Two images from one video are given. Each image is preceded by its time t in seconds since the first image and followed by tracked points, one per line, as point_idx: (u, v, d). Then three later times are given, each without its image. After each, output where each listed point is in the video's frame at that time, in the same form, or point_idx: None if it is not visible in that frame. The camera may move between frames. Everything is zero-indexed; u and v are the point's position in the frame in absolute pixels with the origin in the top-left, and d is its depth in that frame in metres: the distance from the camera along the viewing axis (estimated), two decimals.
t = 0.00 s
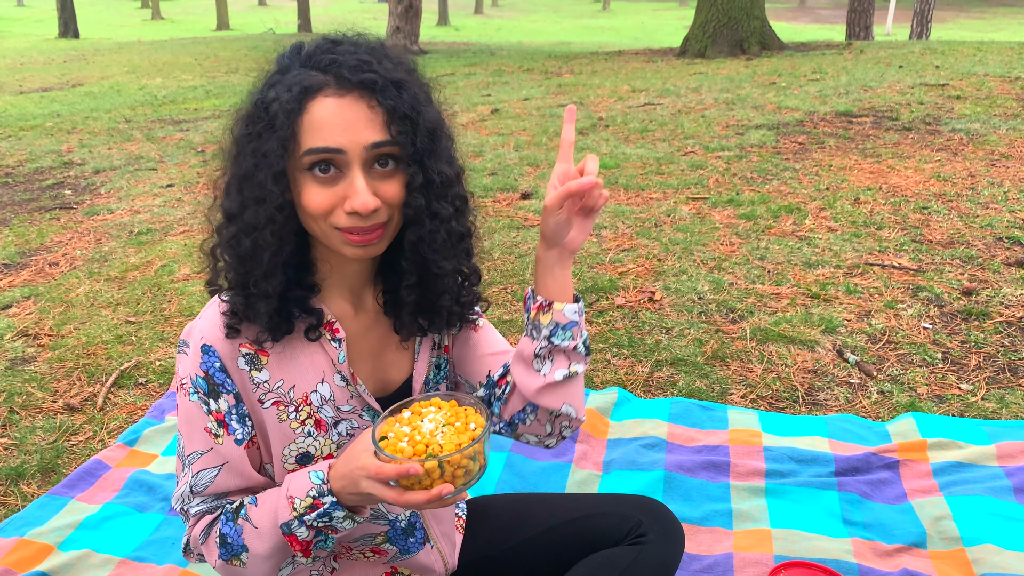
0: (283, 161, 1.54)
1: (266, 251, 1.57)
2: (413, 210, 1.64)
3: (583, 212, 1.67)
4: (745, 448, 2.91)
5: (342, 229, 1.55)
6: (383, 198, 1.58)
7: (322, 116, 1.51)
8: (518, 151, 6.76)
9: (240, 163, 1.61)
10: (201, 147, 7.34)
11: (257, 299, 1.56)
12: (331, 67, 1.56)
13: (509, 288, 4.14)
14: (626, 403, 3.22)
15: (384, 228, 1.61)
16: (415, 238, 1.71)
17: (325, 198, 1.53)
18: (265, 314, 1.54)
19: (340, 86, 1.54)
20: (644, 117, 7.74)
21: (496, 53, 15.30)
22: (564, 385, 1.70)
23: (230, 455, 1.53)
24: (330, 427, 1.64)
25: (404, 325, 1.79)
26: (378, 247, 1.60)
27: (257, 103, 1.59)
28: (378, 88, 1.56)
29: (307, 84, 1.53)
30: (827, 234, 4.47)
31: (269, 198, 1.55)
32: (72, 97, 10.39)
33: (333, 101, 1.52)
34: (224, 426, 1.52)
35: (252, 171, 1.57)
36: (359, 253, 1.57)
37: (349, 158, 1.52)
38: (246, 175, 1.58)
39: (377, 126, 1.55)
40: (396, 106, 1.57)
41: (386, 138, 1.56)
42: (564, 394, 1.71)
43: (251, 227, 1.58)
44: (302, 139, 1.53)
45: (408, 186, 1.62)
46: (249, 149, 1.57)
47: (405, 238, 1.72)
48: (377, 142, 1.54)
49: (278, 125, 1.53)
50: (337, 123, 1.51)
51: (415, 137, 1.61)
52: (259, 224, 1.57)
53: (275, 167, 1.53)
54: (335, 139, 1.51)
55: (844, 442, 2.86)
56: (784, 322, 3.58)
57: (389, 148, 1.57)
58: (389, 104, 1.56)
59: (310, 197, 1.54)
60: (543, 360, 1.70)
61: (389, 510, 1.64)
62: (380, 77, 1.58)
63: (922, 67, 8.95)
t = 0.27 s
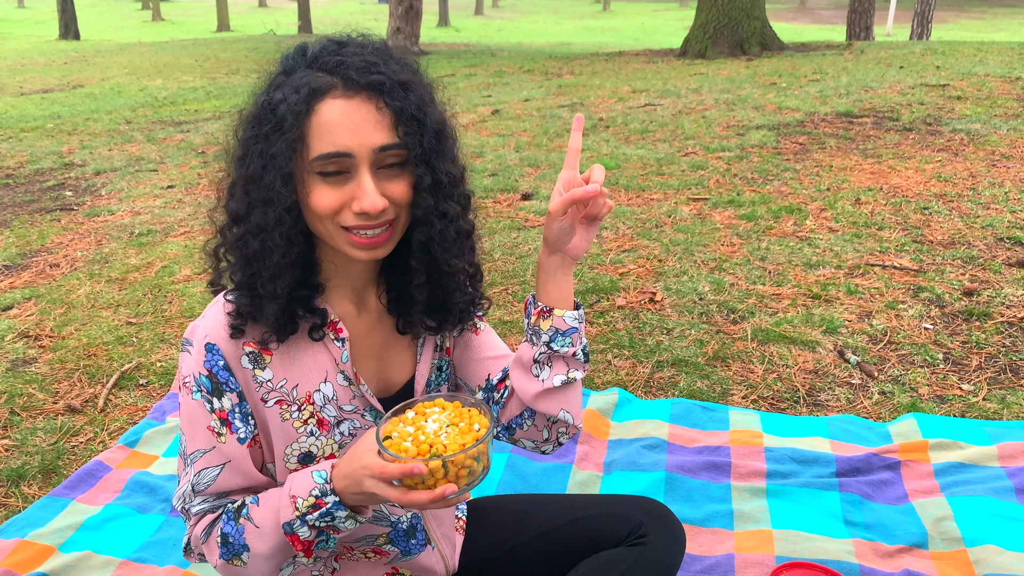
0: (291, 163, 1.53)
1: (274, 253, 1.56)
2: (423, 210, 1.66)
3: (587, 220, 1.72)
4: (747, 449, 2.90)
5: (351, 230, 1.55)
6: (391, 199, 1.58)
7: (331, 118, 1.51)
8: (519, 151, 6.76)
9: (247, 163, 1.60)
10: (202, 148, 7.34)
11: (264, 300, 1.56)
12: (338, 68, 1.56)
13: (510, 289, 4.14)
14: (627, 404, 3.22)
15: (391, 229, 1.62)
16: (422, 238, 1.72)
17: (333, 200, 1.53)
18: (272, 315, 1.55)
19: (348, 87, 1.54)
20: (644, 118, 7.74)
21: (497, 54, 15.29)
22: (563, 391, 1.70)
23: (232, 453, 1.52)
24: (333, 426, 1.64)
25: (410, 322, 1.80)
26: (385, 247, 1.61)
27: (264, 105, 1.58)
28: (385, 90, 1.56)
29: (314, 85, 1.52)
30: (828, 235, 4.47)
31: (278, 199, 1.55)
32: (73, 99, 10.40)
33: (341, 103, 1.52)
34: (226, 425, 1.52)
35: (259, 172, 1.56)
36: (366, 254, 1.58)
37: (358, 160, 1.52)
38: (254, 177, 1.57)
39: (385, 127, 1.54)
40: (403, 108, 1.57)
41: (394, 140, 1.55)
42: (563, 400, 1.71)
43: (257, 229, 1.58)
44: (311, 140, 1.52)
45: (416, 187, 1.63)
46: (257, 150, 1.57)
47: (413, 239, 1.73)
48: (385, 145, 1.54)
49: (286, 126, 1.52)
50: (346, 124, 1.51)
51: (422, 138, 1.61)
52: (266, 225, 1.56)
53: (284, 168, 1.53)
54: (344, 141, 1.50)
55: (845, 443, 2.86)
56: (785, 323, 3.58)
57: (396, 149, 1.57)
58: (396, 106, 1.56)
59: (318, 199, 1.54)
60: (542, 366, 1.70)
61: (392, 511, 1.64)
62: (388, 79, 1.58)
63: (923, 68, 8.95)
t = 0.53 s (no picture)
0: (295, 163, 1.53)
1: (278, 253, 1.57)
2: (424, 212, 1.66)
3: (590, 225, 1.72)
4: (748, 449, 2.90)
5: (353, 230, 1.55)
6: (393, 200, 1.58)
7: (335, 119, 1.51)
8: (519, 152, 6.76)
9: (250, 164, 1.60)
10: (202, 149, 7.35)
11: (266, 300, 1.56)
12: (342, 69, 1.56)
13: (511, 289, 4.14)
14: (628, 405, 3.22)
15: (393, 230, 1.62)
16: (425, 239, 1.73)
17: (336, 200, 1.53)
18: (275, 315, 1.54)
19: (352, 88, 1.54)
20: (645, 119, 7.74)
21: (497, 55, 15.29)
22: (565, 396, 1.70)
23: (235, 454, 1.52)
24: (334, 427, 1.64)
25: (412, 323, 1.80)
26: (387, 248, 1.61)
27: (267, 105, 1.58)
28: (388, 90, 1.56)
29: (318, 86, 1.52)
30: (829, 235, 4.47)
31: (282, 199, 1.55)
32: (74, 99, 10.41)
33: (345, 104, 1.52)
34: (229, 425, 1.52)
35: (263, 172, 1.56)
36: (368, 255, 1.58)
37: (361, 161, 1.52)
38: (257, 177, 1.58)
39: (388, 128, 1.54)
40: (407, 108, 1.57)
41: (397, 141, 1.55)
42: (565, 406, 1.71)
43: (261, 229, 1.58)
44: (314, 140, 1.52)
45: (418, 188, 1.63)
46: (260, 150, 1.57)
47: (416, 240, 1.74)
48: (389, 145, 1.54)
49: (290, 127, 1.52)
50: (349, 125, 1.51)
51: (425, 139, 1.61)
52: (270, 226, 1.57)
53: (288, 169, 1.53)
54: (347, 142, 1.50)
55: (846, 443, 2.86)
56: (786, 323, 3.58)
57: (400, 150, 1.57)
58: (399, 107, 1.56)
59: (321, 199, 1.54)
60: (544, 370, 1.70)
61: (393, 512, 1.64)
62: (392, 79, 1.58)
63: (923, 68, 8.95)
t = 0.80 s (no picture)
0: (299, 166, 1.52)
1: (280, 255, 1.57)
2: (427, 214, 1.68)
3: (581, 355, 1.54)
4: (749, 449, 2.90)
5: (356, 233, 1.55)
6: (396, 203, 1.59)
7: (340, 121, 1.50)
8: (520, 152, 6.76)
9: (253, 165, 1.59)
10: (203, 149, 7.35)
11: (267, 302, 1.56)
12: (347, 71, 1.56)
13: (511, 289, 4.14)
14: (629, 405, 3.22)
15: (395, 233, 1.62)
16: (427, 242, 1.75)
17: (340, 203, 1.53)
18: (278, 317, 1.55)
19: (358, 91, 1.54)
20: (645, 118, 7.74)
21: (498, 55, 15.29)
22: (526, 466, 1.73)
23: (238, 454, 1.52)
24: (333, 427, 1.64)
25: (413, 324, 1.80)
26: (389, 251, 1.62)
27: (271, 106, 1.57)
28: (395, 94, 1.57)
29: (324, 88, 1.52)
30: (830, 235, 4.46)
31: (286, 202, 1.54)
32: (74, 100, 10.41)
33: (350, 107, 1.51)
34: (231, 425, 1.52)
35: (266, 175, 1.55)
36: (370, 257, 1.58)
37: (366, 165, 1.52)
38: (260, 179, 1.57)
39: (395, 132, 1.55)
40: (413, 112, 1.57)
41: (402, 146, 1.55)
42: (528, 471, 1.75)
43: (264, 231, 1.58)
44: (320, 143, 1.51)
45: (422, 191, 1.64)
46: (263, 151, 1.56)
47: (418, 243, 1.76)
48: (394, 149, 1.54)
49: (295, 129, 1.51)
50: (354, 128, 1.50)
51: (430, 143, 1.62)
52: (273, 228, 1.57)
53: (292, 171, 1.52)
54: (353, 145, 1.50)
55: (847, 443, 2.86)
56: (787, 323, 3.58)
57: (405, 154, 1.57)
58: (406, 111, 1.57)
59: (324, 202, 1.54)
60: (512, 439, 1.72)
61: (393, 514, 1.65)
62: (398, 83, 1.59)
63: (924, 68, 8.95)
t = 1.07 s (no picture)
0: (317, 173, 1.51)
1: (298, 263, 1.57)
2: (438, 220, 1.75)
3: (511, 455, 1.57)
4: (749, 449, 2.90)
5: (370, 240, 1.56)
6: (408, 210, 1.61)
7: (361, 131, 1.49)
8: (520, 152, 6.76)
9: (266, 170, 1.56)
10: (203, 148, 7.35)
11: (281, 311, 1.55)
12: (365, 79, 1.55)
13: (512, 289, 4.14)
14: (629, 405, 3.21)
15: (406, 239, 1.63)
16: (437, 247, 1.82)
17: (357, 211, 1.53)
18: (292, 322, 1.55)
19: (377, 100, 1.53)
20: (645, 118, 7.74)
21: (498, 55, 15.29)
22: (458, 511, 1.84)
23: (247, 454, 1.52)
24: (333, 428, 1.63)
25: (417, 319, 1.85)
26: (400, 257, 1.63)
27: (284, 112, 1.53)
28: (414, 103, 1.58)
29: (343, 96, 1.51)
30: (830, 234, 4.46)
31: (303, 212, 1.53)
32: (75, 100, 10.41)
33: (370, 116, 1.51)
34: (238, 425, 1.51)
35: (283, 184, 1.52)
36: (382, 263, 1.59)
37: (384, 175, 1.52)
38: (273, 187, 1.54)
39: (412, 141, 1.55)
40: (430, 122, 1.60)
41: (418, 156, 1.56)
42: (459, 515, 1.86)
43: (278, 238, 1.56)
44: (339, 152, 1.50)
45: (435, 200, 1.71)
46: (278, 157, 1.53)
47: (428, 249, 1.82)
48: (411, 160, 1.55)
49: (314, 137, 1.49)
50: (375, 137, 1.50)
51: (444, 152, 1.66)
52: (288, 235, 1.56)
53: (310, 179, 1.51)
54: (373, 155, 1.50)
55: (847, 443, 2.86)
56: (788, 322, 3.58)
57: (418, 165, 1.58)
58: (423, 120, 1.59)
59: (339, 209, 1.53)
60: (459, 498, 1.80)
61: (393, 518, 1.63)
62: (416, 92, 1.60)
63: (924, 67, 8.94)
